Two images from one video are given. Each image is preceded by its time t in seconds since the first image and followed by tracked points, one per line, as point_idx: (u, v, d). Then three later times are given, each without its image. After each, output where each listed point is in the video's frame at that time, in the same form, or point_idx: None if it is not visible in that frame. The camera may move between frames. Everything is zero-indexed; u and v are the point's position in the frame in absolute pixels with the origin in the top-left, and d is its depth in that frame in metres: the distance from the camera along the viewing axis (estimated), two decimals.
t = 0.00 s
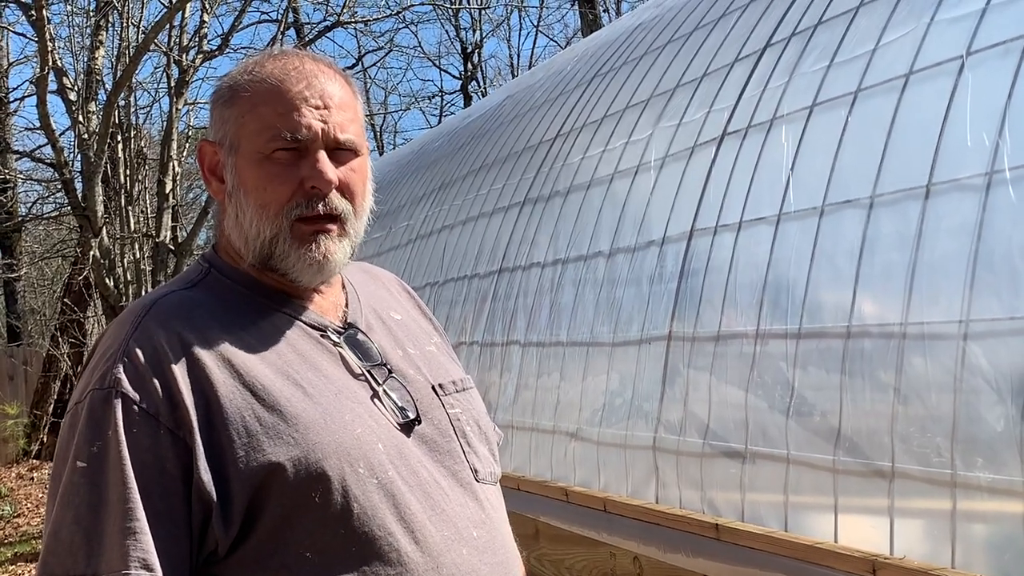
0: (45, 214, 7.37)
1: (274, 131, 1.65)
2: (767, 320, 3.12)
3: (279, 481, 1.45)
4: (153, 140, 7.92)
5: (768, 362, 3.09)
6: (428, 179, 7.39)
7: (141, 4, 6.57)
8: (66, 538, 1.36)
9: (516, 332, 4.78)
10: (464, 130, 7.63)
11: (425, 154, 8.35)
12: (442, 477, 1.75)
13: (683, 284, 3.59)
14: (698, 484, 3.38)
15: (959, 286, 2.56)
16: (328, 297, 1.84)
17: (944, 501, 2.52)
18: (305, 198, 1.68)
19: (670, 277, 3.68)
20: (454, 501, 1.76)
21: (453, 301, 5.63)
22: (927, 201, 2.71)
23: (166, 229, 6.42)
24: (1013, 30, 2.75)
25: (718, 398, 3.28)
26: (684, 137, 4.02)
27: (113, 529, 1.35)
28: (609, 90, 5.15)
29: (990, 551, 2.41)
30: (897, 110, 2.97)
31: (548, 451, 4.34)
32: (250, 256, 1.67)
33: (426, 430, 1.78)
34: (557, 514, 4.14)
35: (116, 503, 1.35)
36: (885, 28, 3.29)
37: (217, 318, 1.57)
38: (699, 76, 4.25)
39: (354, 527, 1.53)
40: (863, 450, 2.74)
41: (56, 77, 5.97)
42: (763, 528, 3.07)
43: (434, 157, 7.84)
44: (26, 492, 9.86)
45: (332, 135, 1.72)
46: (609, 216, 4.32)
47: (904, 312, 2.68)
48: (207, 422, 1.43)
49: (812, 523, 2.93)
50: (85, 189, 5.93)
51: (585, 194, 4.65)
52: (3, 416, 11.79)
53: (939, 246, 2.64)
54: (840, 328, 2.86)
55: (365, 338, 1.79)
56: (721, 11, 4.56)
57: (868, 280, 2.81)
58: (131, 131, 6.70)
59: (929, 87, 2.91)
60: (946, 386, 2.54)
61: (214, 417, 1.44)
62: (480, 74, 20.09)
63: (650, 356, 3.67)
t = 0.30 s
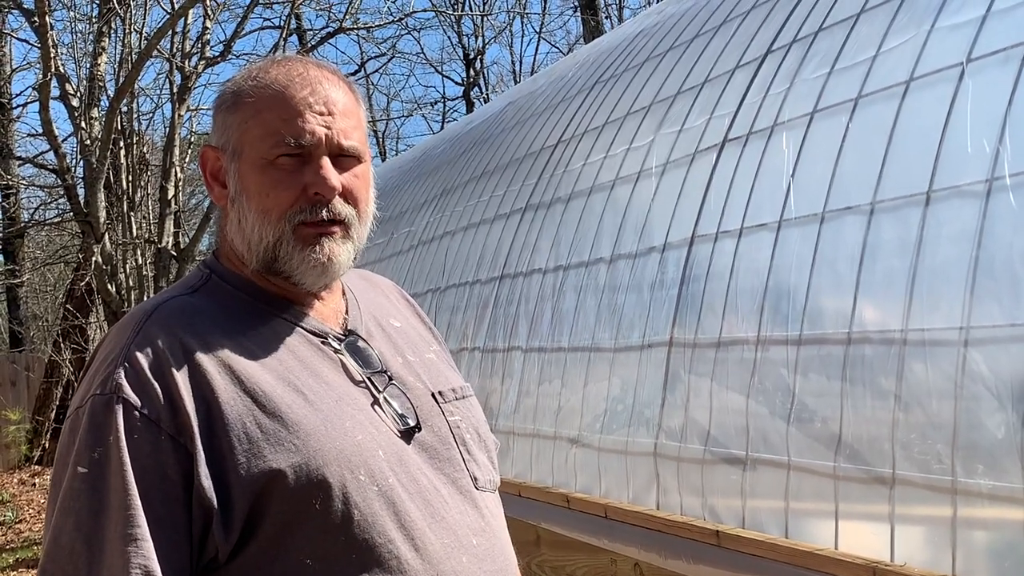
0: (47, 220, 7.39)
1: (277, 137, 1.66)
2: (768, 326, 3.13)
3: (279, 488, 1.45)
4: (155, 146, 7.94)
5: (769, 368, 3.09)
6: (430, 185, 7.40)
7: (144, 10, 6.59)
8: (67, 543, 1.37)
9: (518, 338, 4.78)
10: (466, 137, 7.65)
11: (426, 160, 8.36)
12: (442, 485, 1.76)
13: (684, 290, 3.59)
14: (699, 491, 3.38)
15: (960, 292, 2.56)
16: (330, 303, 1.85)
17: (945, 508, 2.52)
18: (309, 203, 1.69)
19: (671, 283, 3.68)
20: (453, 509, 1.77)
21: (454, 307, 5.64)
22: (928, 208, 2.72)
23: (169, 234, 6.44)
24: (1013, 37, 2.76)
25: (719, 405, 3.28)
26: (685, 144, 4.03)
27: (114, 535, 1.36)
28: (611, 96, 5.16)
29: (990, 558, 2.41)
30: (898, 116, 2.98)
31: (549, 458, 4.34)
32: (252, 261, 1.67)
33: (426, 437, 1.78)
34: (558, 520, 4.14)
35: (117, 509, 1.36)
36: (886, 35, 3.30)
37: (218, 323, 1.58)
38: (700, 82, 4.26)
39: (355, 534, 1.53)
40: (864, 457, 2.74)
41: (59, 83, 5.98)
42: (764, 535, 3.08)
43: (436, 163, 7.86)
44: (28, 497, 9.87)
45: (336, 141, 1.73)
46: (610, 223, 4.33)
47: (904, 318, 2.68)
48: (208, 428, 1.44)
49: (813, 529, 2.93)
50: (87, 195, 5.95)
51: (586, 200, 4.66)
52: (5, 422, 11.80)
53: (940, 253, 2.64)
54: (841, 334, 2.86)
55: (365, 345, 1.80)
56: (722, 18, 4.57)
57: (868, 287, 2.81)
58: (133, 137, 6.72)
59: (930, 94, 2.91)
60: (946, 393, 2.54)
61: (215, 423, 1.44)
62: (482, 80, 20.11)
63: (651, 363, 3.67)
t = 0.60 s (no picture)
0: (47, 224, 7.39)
1: (311, 156, 1.64)
2: (768, 331, 3.13)
3: (280, 494, 1.45)
4: (156, 151, 7.95)
5: (769, 374, 3.09)
6: (430, 191, 7.41)
7: (145, 15, 6.60)
8: (69, 549, 1.37)
9: (518, 344, 4.78)
10: (467, 142, 7.65)
11: (426, 166, 8.38)
12: (441, 491, 1.76)
13: (684, 295, 3.59)
14: (699, 496, 3.38)
15: (959, 298, 2.57)
16: (330, 310, 1.86)
17: (945, 514, 2.53)
18: (339, 222, 1.69)
19: (672, 288, 3.68)
20: (453, 515, 1.77)
21: (455, 312, 5.64)
22: (928, 213, 2.72)
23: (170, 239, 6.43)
24: (1013, 43, 2.76)
25: (719, 411, 3.28)
26: (685, 149, 4.03)
27: (116, 541, 1.36)
28: (611, 101, 5.17)
29: (989, 564, 2.41)
30: (898, 122, 2.98)
31: (549, 463, 4.34)
32: (276, 276, 1.67)
33: (425, 443, 1.78)
34: (558, 526, 4.14)
35: (119, 514, 1.36)
36: (886, 41, 3.30)
37: (218, 329, 1.58)
38: (700, 88, 4.27)
39: (356, 540, 1.53)
40: (863, 462, 2.75)
41: (60, 88, 5.99)
42: (763, 540, 3.08)
43: (436, 169, 7.87)
44: (28, 503, 9.86)
45: (365, 158, 1.72)
46: (611, 228, 4.33)
47: (905, 323, 2.69)
48: (209, 433, 1.44)
49: (813, 535, 2.93)
50: (88, 200, 5.96)
51: (586, 205, 4.66)
52: (5, 427, 11.80)
53: (940, 258, 2.65)
54: (841, 340, 2.86)
55: (364, 352, 1.80)
56: (722, 23, 4.58)
57: (869, 292, 2.82)
58: (135, 142, 6.73)
59: (930, 99, 2.92)
60: (947, 398, 2.55)
61: (216, 428, 1.45)
62: (483, 86, 20.13)
63: (651, 368, 3.67)
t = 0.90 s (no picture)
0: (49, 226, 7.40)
1: (354, 176, 1.64)
2: (770, 334, 3.13)
3: (289, 496, 1.46)
4: (157, 153, 7.96)
5: (770, 377, 3.09)
6: (432, 194, 7.42)
7: (146, 17, 6.60)
8: (77, 546, 1.38)
9: (519, 346, 4.79)
10: (468, 145, 7.66)
11: (427, 169, 8.39)
12: (444, 494, 1.77)
13: (685, 298, 3.60)
14: (699, 499, 3.38)
15: (960, 301, 2.57)
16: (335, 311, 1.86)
17: (945, 517, 2.53)
18: (374, 240, 1.70)
19: (673, 291, 3.69)
20: (455, 518, 1.78)
21: (456, 315, 5.65)
22: (929, 217, 2.72)
23: (171, 241, 6.44)
24: (1014, 47, 2.77)
25: (720, 414, 3.28)
26: (687, 152, 4.04)
27: (126, 539, 1.37)
28: (613, 104, 5.17)
29: (990, 567, 2.42)
30: (900, 125, 2.99)
31: (550, 465, 4.34)
32: (310, 290, 1.68)
33: (428, 447, 1.79)
34: (558, 528, 4.15)
35: (129, 512, 1.37)
36: (887, 44, 3.31)
37: (227, 329, 1.59)
38: (702, 91, 4.27)
39: (362, 542, 1.54)
40: (864, 466, 2.75)
41: (61, 90, 6.00)
42: (764, 543, 3.08)
43: (437, 172, 7.88)
44: (28, 504, 9.87)
45: (400, 178, 1.73)
46: (612, 231, 4.34)
47: (906, 327, 2.69)
48: (219, 433, 1.45)
49: (813, 538, 2.94)
50: (89, 202, 5.96)
51: (588, 208, 4.67)
52: (6, 429, 11.80)
53: (941, 261, 2.65)
54: (842, 343, 2.87)
55: (368, 355, 1.81)
56: (724, 27, 4.58)
57: (870, 295, 2.82)
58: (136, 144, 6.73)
59: (931, 103, 2.93)
60: (947, 402, 2.55)
61: (227, 428, 1.45)
62: (484, 89, 20.13)
63: (652, 371, 3.68)
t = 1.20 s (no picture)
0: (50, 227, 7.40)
1: (361, 179, 1.64)
2: (772, 336, 3.13)
3: (302, 495, 1.46)
4: (159, 153, 7.96)
5: (772, 379, 3.09)
6: (433, 195, 7.42)
7: (148, 18, 6.60)
8: (91, 542, 1.37)
9: (520, 347, 4.79)
10: (469, 146, 7.66)
11: (429, 170, 8.40)
12: (450, 495, 1.77)
13: (687, 300, 3.60)
14: (701, 500, 3.38)
15: (962, 304, 2.58)
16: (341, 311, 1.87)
17: (947, 519, 2.53)
18: (375, 245, 1.70)
19: (675, 293, 3.69)
20: (460, 519, 1.78)
21: (457, 316, 5.65)
22: (932, 219, 2.73)
23: (172, 241, 6.43)
24: (1017, 50, 2.77)
25: (722, 416, 3.28)
26: (689, 153, 4.04)
27: (142, 535, 1.37)
28: (615, 105, 5.18)
29: (992, 570, 2.42)
30: (902, 127, 2.99)
31: (551, 467, 4.34)
32: (307, 289, 1.68)
33: (434, 448, 1.79)
34: (560, 530, 4.15)
35: (144, 508, 1.37)
36: (889, 47, 3.31)
37: (239, 329, 1.59)
38: (704, 93, 4.28)
39: (371, 542, 1.54)
40: (866, 468, 2.75)
41: (63, 90, 6.00)
42: (765, 545, 3.09)
43: (439, 173, 7.88)
44: (29, 504, 9.87)
45: (407, 185, 1.73)
46: (614, 232, 4.34)
47: (908, 328, 2.69)
48: (233, 429, 1.45)
49: (815, 540, 2.94)
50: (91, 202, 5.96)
51: (589, 209, 4.67)
52: (7, 429, 11.80)
53: (943, 264, 2.65)
54: (844, 345, 2.87)
55: (374, 355, 1.82)
56: (726, 28, 4.59)
57: (872, 297, 2.82)
58: (137, 145, 6.73)
59: (933, 105, 2.93)
60: (949, 404, 2.55)
61: (240, 425, 1.45)
62: (485, 90, 20.13)
63: (654, 372, 3.68)
